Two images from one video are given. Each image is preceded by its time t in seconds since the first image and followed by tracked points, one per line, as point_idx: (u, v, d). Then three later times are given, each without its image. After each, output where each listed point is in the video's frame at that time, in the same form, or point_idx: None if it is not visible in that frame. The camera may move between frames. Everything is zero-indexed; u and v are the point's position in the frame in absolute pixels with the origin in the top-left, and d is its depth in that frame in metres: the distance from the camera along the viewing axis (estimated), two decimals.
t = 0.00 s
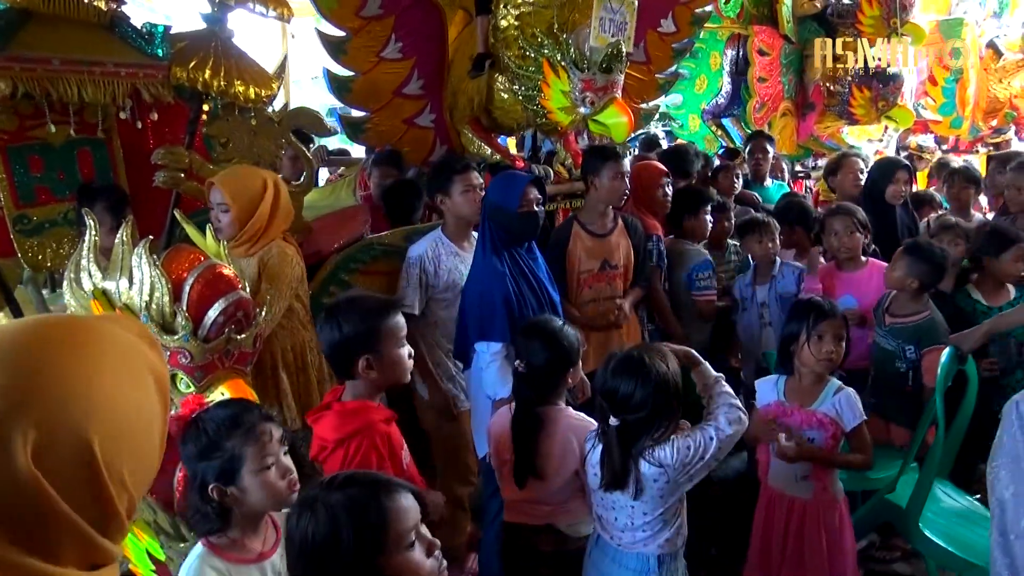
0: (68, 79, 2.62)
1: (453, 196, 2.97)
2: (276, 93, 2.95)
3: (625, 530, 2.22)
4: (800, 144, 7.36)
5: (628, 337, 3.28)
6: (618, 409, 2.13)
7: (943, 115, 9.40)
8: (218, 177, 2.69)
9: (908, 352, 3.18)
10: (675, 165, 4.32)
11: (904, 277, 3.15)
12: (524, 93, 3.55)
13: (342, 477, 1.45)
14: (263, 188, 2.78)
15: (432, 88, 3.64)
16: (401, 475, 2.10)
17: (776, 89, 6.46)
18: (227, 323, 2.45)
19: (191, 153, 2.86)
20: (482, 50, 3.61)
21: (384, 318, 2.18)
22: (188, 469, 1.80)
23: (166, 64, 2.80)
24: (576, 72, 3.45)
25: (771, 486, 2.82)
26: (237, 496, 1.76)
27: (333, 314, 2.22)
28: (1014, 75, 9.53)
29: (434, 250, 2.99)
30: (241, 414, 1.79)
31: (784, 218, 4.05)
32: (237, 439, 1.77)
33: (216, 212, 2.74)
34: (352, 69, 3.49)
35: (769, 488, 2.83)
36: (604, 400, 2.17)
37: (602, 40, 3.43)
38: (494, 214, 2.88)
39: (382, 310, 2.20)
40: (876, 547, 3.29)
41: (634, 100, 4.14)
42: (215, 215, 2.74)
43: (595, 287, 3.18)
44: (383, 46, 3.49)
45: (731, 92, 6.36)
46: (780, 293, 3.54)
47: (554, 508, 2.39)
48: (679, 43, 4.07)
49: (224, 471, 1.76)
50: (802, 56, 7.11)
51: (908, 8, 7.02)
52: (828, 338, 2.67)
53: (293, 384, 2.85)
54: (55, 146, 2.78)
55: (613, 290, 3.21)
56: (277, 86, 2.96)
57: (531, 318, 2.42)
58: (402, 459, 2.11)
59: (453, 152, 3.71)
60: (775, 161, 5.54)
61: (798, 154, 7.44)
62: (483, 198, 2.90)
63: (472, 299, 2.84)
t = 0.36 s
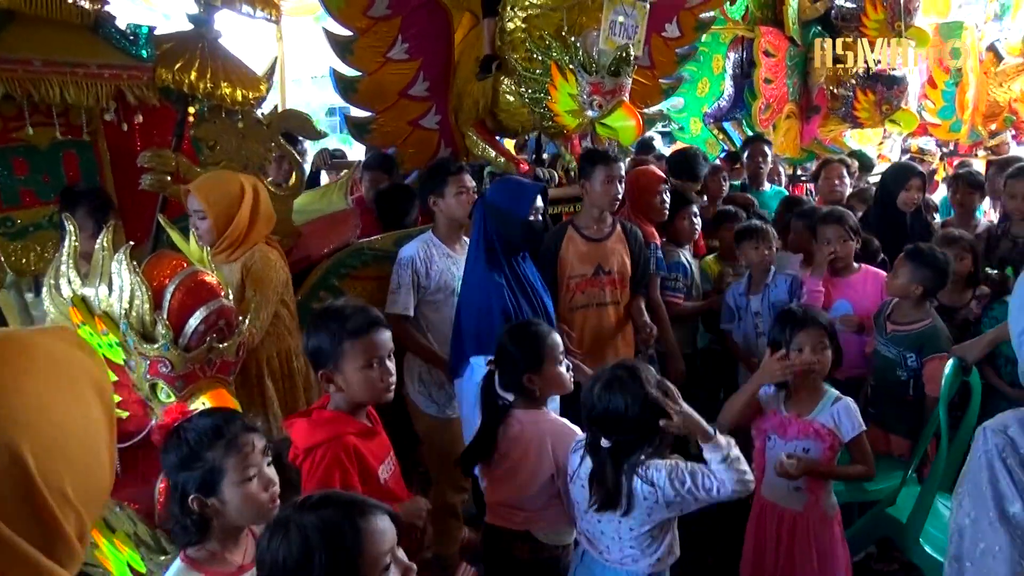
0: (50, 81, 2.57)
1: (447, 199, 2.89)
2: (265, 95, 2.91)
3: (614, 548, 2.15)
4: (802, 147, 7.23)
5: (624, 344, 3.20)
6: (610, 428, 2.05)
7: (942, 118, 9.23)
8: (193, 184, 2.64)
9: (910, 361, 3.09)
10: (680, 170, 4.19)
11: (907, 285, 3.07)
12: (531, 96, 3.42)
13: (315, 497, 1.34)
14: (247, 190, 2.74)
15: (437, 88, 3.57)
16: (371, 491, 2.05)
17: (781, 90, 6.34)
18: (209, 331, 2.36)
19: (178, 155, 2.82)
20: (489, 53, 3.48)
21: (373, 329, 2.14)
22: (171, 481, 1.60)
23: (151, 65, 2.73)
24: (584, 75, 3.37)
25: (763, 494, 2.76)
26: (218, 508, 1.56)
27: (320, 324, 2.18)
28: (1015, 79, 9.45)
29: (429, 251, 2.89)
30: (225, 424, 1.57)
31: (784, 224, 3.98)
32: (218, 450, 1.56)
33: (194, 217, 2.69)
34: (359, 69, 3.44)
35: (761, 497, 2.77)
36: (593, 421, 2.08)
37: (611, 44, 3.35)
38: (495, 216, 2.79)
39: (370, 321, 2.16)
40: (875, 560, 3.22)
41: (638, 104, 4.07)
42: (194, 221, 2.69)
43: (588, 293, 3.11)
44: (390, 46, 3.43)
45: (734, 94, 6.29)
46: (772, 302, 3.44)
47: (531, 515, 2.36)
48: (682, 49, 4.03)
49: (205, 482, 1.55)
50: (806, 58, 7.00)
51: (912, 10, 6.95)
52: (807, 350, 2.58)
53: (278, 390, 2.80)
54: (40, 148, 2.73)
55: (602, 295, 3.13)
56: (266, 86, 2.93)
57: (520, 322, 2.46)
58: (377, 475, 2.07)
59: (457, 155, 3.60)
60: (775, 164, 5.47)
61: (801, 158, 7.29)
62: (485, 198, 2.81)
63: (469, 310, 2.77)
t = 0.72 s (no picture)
0: (50, 116, 2.55)
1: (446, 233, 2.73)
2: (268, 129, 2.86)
3: None
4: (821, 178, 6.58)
5: (629, 383, 3.13)
6: (615, 478, 1.86)
7: (964, 147, 9.11)
8: (212, 215, 2.59)
9: (937, 403, 2.95)
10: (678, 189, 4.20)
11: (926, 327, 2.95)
12: (531, 129, 3.38)
13: (297, 549, 1.27)
14: (256, 227, 2.68)
15: (437, 121, 3.54)
16: (350, 541, 2.01)
17: (795, 119, 6.12)
18: (201, 371, 2.19)
19: (179, 190, 2.75)
20: (489, 83, 3.46)
21: (366, 376, 2.08)
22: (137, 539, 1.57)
23: (151, 99, 2.70)
24: (585, 109, 3.27)
25: (778, 542, 2.58)
26: (185, 567, 1.51)
27: (315, 362, 2.14)
28: None
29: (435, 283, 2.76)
30: (191, 479, 1.55)
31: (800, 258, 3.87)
32: (183, 506, 1.53)
33: (204, 250, 2.62)
34: (356, 102, 3.41)
35: (777, 546, 2.58)
36: (593, 469, 1.90)
37: (611, 76, 3.22)
38: (505, 257, 2.75)
39: (365, 365, 2.10)
40: None
41: (643, 134, 4.01)
42: (203, 254, 2.62)
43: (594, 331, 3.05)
44: (389, 79, 3.42)
45: (748, 123, 6.02)
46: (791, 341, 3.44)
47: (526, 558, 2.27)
48: (688, 77, 3.97)
49: (170, 540, 1.52)
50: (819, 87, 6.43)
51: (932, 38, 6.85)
52: (823, 395, 2.42)
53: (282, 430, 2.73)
54: (42, 182, 2.69)
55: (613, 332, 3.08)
56: (272, 120, 2.88)
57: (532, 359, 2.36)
58: (357, 526, 2.03)
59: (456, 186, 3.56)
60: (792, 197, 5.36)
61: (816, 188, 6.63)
62: (493, 243, 2.80)
63: (484, 350, 2.70)
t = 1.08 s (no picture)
0: (47, 154, 2.48)
1: (448, 278, 2.62)
2: (271, 168, 2.78)
3: None
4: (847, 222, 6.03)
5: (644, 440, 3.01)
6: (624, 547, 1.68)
7: (1003, 189, 8.72)
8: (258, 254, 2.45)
9: (982, 459, 2.79)
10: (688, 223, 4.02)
11: (961, 383, 2.83)
12: (535, 172, 3.39)
13: None
14: (270, 263, 2.55)
15: (438, 165, 3.46)
16: None
17: (818, 161, 5.67)
18: (189, 423, 2.01)
19: (179, 231, 2.62)
20: (492, 125, 3.49)
21: (358, 430, 1.95)
22: None
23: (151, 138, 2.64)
24: (590, 152, 3.24)
25: None
26: None
27: (307, 413, 2.02)
28: None
29: (433, 335, 2.61)
30: (161, 549, 1.43)
31: (818, 303, 3.75)
32: None
33: (237, 290, 2.46)
34: (354, 148, 3.33)
35: None
36: (592, 526, 1.74)
37: (612, 119, 3.16)
38: (536, 304, 2.71)
39: (358, 418, 1.98)
40: None
41: (656, 171, 3.94)
42: (236, 295, 2.46)
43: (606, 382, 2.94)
44: (387, 122, 3.32)
45: (771, 164, 5.70)
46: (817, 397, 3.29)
47: None
48: (702, 114, 3.88)
49: None
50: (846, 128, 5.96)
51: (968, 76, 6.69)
52: (858, 455, 2.28)
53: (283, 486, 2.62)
54: (38, 221, 2.61)
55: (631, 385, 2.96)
56: (275, 160, 2.80)
57: (541, 412, 2.21)
58: None
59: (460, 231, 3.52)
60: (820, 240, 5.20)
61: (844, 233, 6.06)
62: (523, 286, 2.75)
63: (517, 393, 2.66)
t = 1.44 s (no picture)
0: (48, 200, 2.39)
1: (446, 329, 2.51)
2: (276, 214, 2.69)
3: None
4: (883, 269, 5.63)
5: (676, 497, 2.84)
6: None
7: None
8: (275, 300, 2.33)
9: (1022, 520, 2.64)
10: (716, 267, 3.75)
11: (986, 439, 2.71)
12: (559, 216, 3.23)
13: None
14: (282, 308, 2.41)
15: (461, 207, 3.34)
16: None
17: (853, 206, 5.42)
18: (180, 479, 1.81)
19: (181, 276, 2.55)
20: (516, 169, 3.34)
21: (352, 489, 1.81)
22: None
23: (154, 182, 2.54)
24: (617, 196, 3.06)
25: None
26: None
27: (301, 469, 1.89)
28: None
29: (429, 386, 2.50)
30: None
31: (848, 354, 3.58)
32: None
33: (260, 334, 2.30)
34: (375, 191, 3.24)
35: None
36: None
37: (639, 162, 3.05)
38: (549, 355, 2.56)
39: (352, 476, 1.84)
40: None
41: (688, 216, 3.72)
42: (256, 339, 2.30)
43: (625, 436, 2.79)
44: (409, 165, 3.24)
45: (803, 207, 5.57)
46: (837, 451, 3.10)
47: None
48: (735, 157, 3.76)
49: None
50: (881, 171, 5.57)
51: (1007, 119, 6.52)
52: (898, 519, 2.11)
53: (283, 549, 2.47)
54: (40, 266, 2.47)
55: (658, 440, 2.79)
56: (281, 205, 2.72)
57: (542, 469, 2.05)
58: None
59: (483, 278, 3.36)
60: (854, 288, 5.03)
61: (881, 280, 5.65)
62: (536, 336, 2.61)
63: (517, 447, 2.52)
